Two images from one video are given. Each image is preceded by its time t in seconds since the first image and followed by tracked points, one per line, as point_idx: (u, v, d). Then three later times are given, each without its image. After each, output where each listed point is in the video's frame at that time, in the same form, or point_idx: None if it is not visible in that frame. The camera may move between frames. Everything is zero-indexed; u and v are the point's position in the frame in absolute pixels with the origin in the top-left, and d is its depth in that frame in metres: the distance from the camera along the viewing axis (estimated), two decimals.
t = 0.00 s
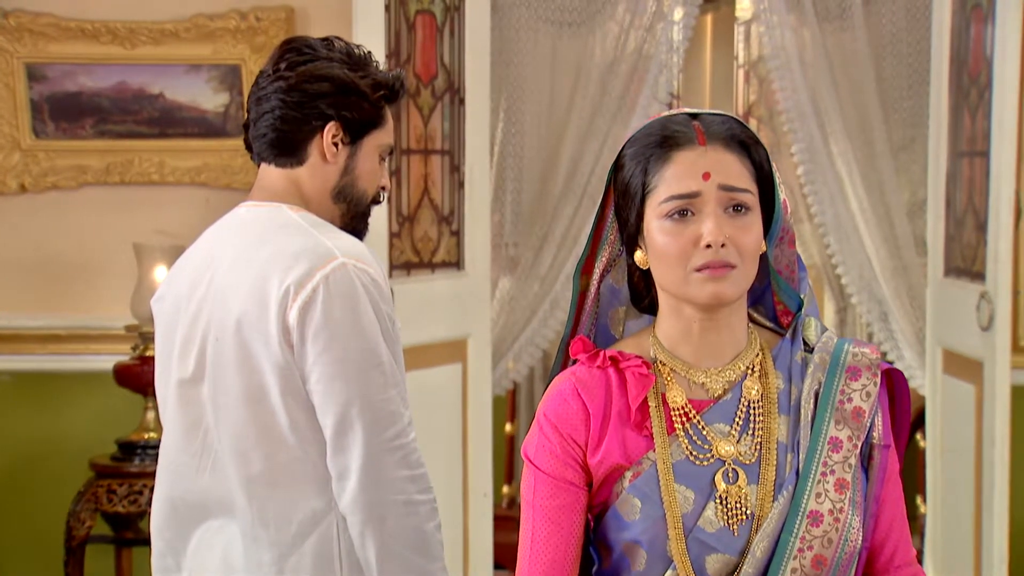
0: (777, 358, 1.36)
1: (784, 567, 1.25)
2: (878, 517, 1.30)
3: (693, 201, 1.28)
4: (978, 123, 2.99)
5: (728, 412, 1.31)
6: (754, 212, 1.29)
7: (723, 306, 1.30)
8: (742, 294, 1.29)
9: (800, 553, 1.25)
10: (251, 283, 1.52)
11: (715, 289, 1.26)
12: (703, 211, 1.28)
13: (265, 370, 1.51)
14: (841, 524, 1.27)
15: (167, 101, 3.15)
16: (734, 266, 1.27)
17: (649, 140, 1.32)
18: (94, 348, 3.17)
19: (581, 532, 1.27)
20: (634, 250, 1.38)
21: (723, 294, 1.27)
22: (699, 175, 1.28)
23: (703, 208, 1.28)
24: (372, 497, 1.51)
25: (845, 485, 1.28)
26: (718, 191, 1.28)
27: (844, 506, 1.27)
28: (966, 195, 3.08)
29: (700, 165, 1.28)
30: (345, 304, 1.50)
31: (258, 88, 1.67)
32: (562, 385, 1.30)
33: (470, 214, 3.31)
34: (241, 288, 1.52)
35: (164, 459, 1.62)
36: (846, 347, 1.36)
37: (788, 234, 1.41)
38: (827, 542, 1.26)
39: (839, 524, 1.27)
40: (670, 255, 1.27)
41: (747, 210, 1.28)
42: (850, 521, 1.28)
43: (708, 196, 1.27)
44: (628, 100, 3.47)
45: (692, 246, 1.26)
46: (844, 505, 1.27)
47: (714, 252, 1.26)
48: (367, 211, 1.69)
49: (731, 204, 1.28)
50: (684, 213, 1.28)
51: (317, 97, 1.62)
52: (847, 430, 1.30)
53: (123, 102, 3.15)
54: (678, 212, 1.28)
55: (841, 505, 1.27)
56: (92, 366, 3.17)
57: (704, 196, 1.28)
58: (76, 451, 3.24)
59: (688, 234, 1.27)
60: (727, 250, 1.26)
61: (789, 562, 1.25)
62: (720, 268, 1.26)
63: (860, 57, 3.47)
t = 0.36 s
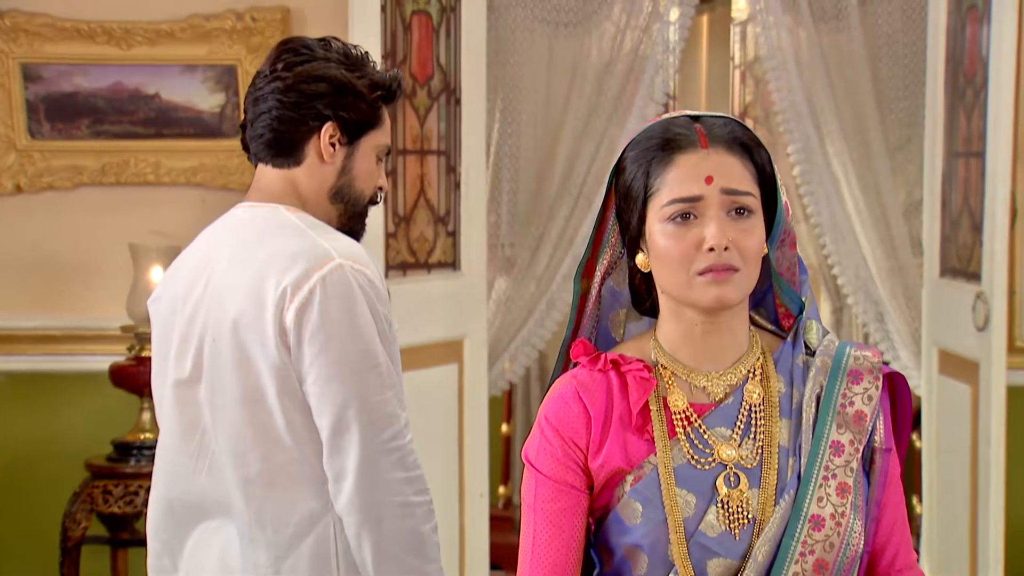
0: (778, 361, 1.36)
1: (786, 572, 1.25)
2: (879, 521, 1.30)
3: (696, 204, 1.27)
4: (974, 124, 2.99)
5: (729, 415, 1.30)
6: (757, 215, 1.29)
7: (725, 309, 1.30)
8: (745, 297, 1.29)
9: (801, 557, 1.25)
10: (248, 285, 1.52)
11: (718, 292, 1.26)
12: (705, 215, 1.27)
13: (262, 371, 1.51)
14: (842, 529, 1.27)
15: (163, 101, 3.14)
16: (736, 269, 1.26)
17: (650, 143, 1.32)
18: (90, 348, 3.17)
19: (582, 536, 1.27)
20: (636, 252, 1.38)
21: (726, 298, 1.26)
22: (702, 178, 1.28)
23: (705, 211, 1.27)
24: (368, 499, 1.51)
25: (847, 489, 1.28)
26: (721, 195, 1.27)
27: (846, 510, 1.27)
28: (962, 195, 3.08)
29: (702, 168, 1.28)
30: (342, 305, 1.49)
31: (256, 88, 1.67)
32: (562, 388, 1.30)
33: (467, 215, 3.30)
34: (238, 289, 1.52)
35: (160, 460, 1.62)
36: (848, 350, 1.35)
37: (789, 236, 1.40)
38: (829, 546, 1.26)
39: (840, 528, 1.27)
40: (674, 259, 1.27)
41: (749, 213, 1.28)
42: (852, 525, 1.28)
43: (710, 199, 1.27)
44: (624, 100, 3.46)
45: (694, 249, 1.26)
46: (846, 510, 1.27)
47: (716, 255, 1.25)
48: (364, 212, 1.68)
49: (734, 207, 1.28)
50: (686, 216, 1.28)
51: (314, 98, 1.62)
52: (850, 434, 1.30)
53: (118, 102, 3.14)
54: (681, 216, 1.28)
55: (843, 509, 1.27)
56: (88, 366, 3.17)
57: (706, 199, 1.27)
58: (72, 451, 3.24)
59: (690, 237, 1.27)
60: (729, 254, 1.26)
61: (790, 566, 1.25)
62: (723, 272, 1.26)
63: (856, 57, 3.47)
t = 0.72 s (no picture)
0: (777, 362, 1.36)
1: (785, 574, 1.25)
2: (878, 522, 1.30)
3: (695, 205, 1.27)
4: (969, 123, 2.99)
5: (728, 417, 1.30)
6: (756, 216, 1.29)
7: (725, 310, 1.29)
8: (744, 298, 1.29)
9: (800, 559, 1.25)
10: (244, 285, 1.51)
11: (718, 293, 1.26)
12: (705, 215, 1.27)
13: (257, 371, 1.51)
14: (842, 530, 1.27)
15: (158, 101, 3.14)
16: (736, 270, 1.26)
17: (649, 143, 1.32)
18: (85, 348, 3.16)
19: (581, 537, 1.27)
20: (634, 253, 1.38)
21: (726, 299, 1.26)
22: (701, 179, 1.28)
23: (705, 212, 1.27)
24: (363, 499, 1.50)
25: (846, 491, 1.28)
26: (720, 196, 1.27)
27: (845, 512, 1.27)
28: (957, 195, 3.08)
29: (701, 170, 1.28)
30: (338, 306, 1.49)
31: (251, 87, 1.66)
32: (561, 388, 1.30)
33: (462, 214, 3.30)
34: (234, 289, 1.52)
35: (155, 460, 1.61)
36: (847, 351, 1.35)
37: (787, 236, 1.40)
38: (828, 548, 1.26)
39: (840, 530, 1.27)
40: (673, 260, 1.27)
41: (748, 214, 1.28)
42: (851, 527, 1.28)
43: (709, 201, 1.27)
44: (620, 100, 3.46)
45: (693, 251, 1.26)
46: (845, 511, 1.27)
47: (715, 257, 1.25)
48: (360, 211, 1.68)
49: (733, 208, 1.28)
50: (685, 217, 1.27)
51: (310, 97, 1.62)
52: (849, 435, 1.30)
53: (113, 102, 3.14)
54: (680, 217, 1.28)
55: (842, 511, 1.27)
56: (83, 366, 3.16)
57: (705, 200, 1.27)
58: (67, 452, 3.23)
59: (689, 238, 1.27)
60: (729, 255, 1.26)
61: (790, 568, 1.25)
62: (722, 273, 1.26)
63: (851, 57, 3.47)
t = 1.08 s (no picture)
0: (773, 364, 1.36)
1: None
2: (874, 524, 1.30)
3: (690, 206, 1.27)
4: (964, 124, 2.99)
5: (724, 419, 1.30)
6: (752, 217, 1.29)
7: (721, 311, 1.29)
8: (740, 300, 1.29)
9: (796, 561, 1.25)
10: (239, 285, 1.51)
11: (713, 295, 1.26)
12: (700, 216, 1.27)
13: (252, 372, 1.50)
14: (838, 532, 1.27)
15: (153, 101, 3.13)
16: (731, 271, 1.26)
17: (645, 144, 1.32)
18: (80, 349, 3.15)
19: (577, 540, 1.27)
20: (629, 253, 1.37)
21: (721, 301, 1.26)
22: (696, 180, 1.28)
23: (700, 213, 1.27)
24: (358, 501, 1.50)
25: (842, 492, 1.28)
26: (715, 197, 1.27)
27: (841, 514, 1.27)
28: (952, 195, 3.08)
29: (697, 170, 1.28)
30: (333, 307, 1.49)
31: (246, 88, 1.66)
32: (557, 390, 1.30)
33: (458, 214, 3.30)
34: (229, 290, 1.51)
35: (150, 460, 1.61)
36: (843, 353, 1.35)
37: (783, 238, 1.40)
38: (824, 550, 1.26)
39: (836, 532, 1.27)
40: (668, 261, 1.27)
41: (744, 215, 1.28)
42: (847, 528, 1.27)
43: (705, 202, 1.27)
44: (615, 100, 3.46)
45: (689, 252, 1.26)
46: (841, 513, 1.27)
47: (711, 258, 1.25)
48: (356, 212, 1.68)
49: (729, 209, 1.27)
50: (680, 218, 1.27)
51: (305, 97, 1.62)
52: (845, 437, 1.30)
53: (108, 102, 3.13)
54: (675, 218, 1.27)
55: (838, 513, 1.27)
56: (79, 367, 3.16)
57: (701, 201, 1.27)
58: (63, 452, 3.22)
59: (684, 239, 1.27)
60: (724, 256, 1.25)
61: (786, 570, 1.25)
62: (718, 274, 1.26)
63: (846, 57, 3.47)
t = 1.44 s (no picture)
0: (771, 363, 1.36)
1: None
2: (872, 523, 1.29)
3: (687, 205, 1.27)
4: (964, 123, 2.99)
5: (721, 418, 1.30)
6: (750, 216, 1.29)
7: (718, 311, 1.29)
8: (737, 299, 1.28)
9: (794, 561, 1.25)
10: (238, 285, 1.51)
11: (710, 294, 1.26)
12: (697, 215, 1.27)
13: (251, 373, 1.50)
14: (836, 532, 1.26)
15: (152, 101, 3.13)
16: (728, 270, 1.26)
17: (643, 143, 1.32)
18: (80, 348, 3.15)
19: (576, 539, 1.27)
20: (627, 252, 1.37)
21: (719, 300, 1.26)
22: (693, 179, 1.27)
23: (697, 212, 1.27)
24: (356, 502, 1.50)
25: (840, 492, 1.28)
26: (712, 196, 1.27)
27: (839, 513, 1.27)
28: (952, 195, 3.07)
29: (694, 169, 1.28)
30: (332, 307, 1.49)
31: (245, 87, 1.66)
32: (555, 390, 1.30)
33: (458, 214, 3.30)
34: (228, 290, 1.51)
35: (150, 461, 1.61)
36: (841, 352, 1.35)
37: (780, 237, 1.39)
38: (822, 549, 1.26)
39: (834, 532, 1.26)
40: (665, 260, 1.27)
41: (741, 214, 1.28)
42: (845, 528, 1.27)
43: (702, 201, 1.27)
44: (615, 99, 3.46)
45: (686, 251, 1.26)
46: (840, 513, 1.27)
47: (708, 257, 1.25)
48: (354, 211, 1.68)
49: (726, 208, 1.27)
50: (678, 217, 1.27)
51: (304, 96, 1.62)
52: (843, 437, 1.30)
53: (108, 102, 3.13)
54: (672, 217, 1.27)
55: (836, 512, 1.27)
56: (79, 366, 3.15)
57: (698, 200, 1.27)
58: (63, 452, 3.22)
59: (681, 238, 1.26)
60: (721, 255, 1.25)
61: (784, 570, 1.25)
62: (715, 274, 1.26)
63: (846, 57, 3.47)
